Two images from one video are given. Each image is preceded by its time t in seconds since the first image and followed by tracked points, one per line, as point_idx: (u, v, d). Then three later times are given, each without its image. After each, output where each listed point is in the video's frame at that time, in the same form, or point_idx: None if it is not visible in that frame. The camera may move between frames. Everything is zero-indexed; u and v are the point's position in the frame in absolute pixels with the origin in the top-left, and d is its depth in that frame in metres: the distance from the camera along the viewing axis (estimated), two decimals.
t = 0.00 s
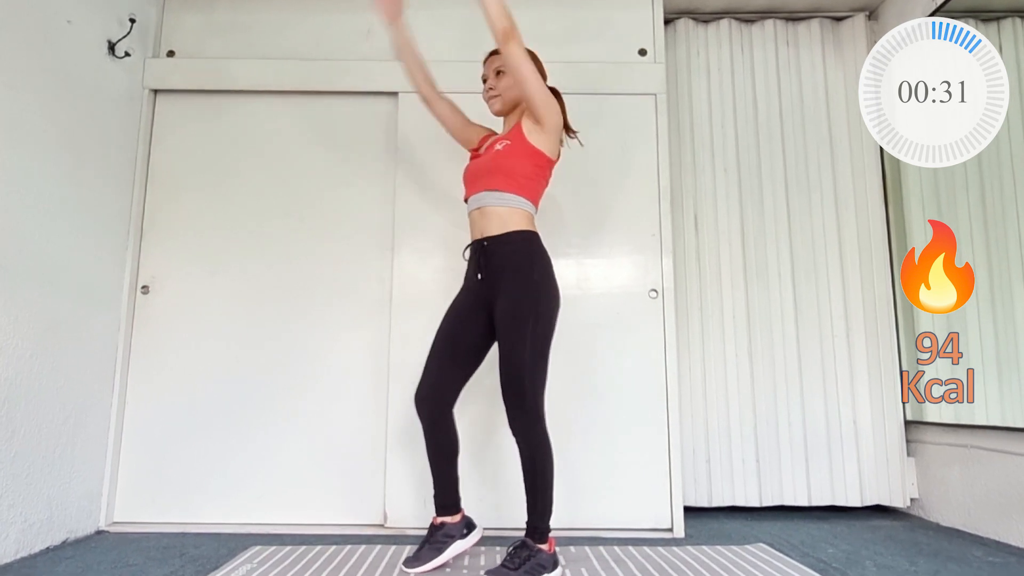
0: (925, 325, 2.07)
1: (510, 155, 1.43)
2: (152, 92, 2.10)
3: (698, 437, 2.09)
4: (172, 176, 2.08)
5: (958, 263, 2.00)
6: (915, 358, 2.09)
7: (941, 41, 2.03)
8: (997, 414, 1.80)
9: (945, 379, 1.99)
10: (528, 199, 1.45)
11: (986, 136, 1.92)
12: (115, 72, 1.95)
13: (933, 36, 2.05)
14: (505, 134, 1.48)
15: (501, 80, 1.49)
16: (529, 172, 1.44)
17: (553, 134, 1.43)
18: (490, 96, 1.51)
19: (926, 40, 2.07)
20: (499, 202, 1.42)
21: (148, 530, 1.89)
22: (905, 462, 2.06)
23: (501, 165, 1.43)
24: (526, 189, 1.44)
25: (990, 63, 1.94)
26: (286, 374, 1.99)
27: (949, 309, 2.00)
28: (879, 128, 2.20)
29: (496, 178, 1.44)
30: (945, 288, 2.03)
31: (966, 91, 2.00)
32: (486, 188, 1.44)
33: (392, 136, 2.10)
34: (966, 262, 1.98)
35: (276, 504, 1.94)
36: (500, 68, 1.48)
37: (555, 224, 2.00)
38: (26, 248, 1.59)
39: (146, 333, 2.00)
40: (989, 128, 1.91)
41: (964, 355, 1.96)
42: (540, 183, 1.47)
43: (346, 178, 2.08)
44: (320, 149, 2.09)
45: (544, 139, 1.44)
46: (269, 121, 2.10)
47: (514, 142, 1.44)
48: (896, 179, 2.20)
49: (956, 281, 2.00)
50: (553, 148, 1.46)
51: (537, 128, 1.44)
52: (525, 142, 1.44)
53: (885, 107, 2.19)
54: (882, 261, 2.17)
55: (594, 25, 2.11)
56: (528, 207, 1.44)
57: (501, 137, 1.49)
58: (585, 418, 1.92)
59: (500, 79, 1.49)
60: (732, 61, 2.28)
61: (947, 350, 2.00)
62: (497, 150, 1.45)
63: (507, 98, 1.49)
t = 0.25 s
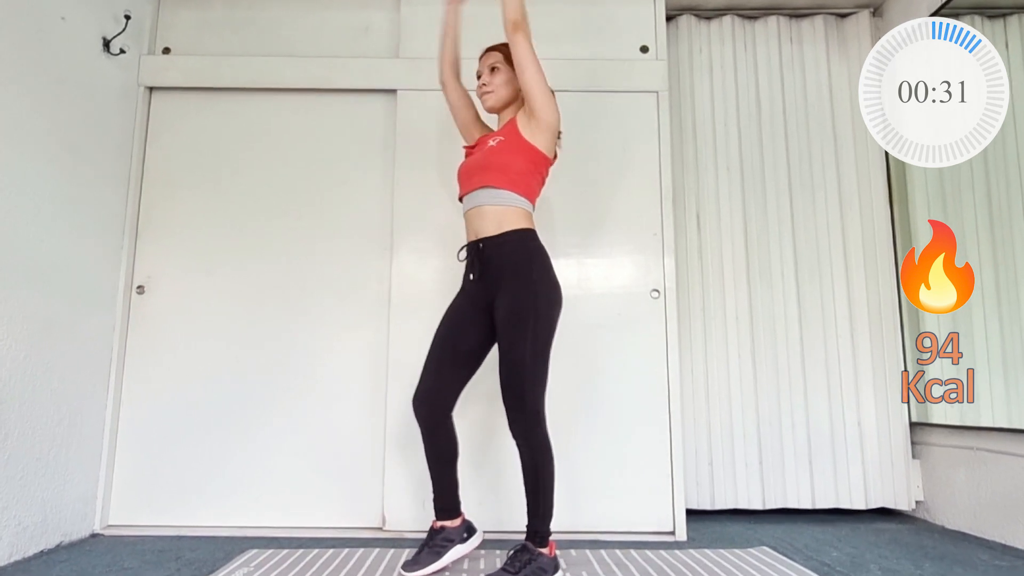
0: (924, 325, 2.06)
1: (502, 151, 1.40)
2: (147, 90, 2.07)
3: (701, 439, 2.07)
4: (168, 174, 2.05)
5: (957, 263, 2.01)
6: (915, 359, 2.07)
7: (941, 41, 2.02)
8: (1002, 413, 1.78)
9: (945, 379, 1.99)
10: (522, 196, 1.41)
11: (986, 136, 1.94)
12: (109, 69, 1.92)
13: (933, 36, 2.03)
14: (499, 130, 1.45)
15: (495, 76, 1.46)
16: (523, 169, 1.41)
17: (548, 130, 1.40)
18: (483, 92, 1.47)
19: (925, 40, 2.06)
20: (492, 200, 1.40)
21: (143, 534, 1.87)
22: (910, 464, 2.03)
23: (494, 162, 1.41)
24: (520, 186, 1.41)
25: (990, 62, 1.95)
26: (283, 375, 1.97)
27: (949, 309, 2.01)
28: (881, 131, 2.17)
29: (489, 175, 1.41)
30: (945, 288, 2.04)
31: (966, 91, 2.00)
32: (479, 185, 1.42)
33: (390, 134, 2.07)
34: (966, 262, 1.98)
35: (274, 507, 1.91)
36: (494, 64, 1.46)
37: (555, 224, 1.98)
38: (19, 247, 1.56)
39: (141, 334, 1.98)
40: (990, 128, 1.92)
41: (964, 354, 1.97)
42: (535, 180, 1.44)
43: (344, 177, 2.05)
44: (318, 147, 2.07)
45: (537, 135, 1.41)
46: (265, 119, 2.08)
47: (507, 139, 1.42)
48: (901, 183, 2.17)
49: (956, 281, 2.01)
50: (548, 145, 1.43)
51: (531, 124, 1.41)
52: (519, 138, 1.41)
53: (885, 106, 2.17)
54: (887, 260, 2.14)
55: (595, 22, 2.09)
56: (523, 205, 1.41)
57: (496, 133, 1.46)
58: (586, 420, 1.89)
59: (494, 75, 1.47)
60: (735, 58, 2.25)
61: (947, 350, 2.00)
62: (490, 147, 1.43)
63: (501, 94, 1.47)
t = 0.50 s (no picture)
0: (925, 325, 2.05)
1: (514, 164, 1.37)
2: (143, 87, 2.05)
3: (704, 441, 2.04)
4: (163, 173, 2.03)
5: (957, 263, 2.00)
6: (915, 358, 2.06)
7: (941, 41, 2.03)
8: (1009, 415, 1.75)
9: (946, 379, 1.99)
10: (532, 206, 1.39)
11: (985, 136, 1.92)
12: (104, 66, 1.90)
13: (933, 36, 2.04)
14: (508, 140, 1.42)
15: (503, 77, 1.44)
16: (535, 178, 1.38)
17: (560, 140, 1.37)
18: (490, 93, 1.44)
19: (925, 40, 2.07)
20: (503, 209, 1.38)
21: (139, 537, 1.84)
22: (915, 466, 2.01)
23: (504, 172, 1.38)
24: (530, 197, 1.39)
25: (990, 64, 1.94)
26: (280, 376, 1.94)
27: (949, 310, 2.00)
28: (882, 133, 2.16)
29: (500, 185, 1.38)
30: (945, 288, 2.02)
31: (965, 91, 2.00)
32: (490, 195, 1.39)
33: (389, 132, 2.05)
34: (966, 262, 1.98)
35: (271, 510, 1.89)
36: (500, 66, 1.43)
37: (556, 223, 1.95)
38: (12, 246, 1.54)
39: (136, 334, 1.95)
40: (989, 129, 1.91)
41: (964, 355, 1.97)
42: (546, 187, 1.42)
43: (342, 175, 2.03)
44: (315, 145, 2.04)
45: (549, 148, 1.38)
46: (262, 117, 2.05)
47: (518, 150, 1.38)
48: (907, 177, 2.15)
49: (956, 281, 2.00)
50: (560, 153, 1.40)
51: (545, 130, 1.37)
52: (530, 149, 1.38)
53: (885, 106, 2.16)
54: (892, 260, 2.12)
55: (597, 18, 2.06)
56: (534, 213, 1.39)
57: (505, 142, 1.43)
58: (587, 422, 1.86)
59: (501, 76, 1.44)
60: (738, 55, 2.23)
61: (947, 350, 2.00)
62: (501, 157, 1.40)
63: (509, 96, 1.44)
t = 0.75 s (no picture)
0: (922, 325, 2.04)
1: (517, 157, 1.36)
2: (137, 84, 2.02)
3: (707, 443, 2.01)
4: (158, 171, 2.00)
5: (957, 263, 2.00)
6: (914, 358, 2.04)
7: (941, 41, 2.04)
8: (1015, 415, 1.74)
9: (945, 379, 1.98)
10: (534, 201, 1.37)
11: (985, 136, 1.95)
12: (98, 63, 1.87)
13: (933, 36, 2.06)
14: (509, 134, 1.41)
15: (505, 73, 1.40)
16: (536, 173, 1.37)
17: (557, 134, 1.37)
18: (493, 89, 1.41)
19: (926, 40, 2.08)
20: (505, 204, 1.35)
21: (133, 541, 1.81)
22: (921, 469, 1.98)
23: (506, 166, 1.36)
24: (533, 190, 1.37)
25: (989, 62, 1.96)
26: (277, 377, 1.91)
27: (949, 310, 1.99)
28: (881, 133, 2.14)
29: (501, 180, 1.36)
30: (945, 288, 2.01)
31: (967, 91, 2.01)
32: (491, 191, 1.36)
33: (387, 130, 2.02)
34: (966, 262, 1.98)
35: (267, 513, 1.86)
36: (503, 62, 1.40)
37: (557, 222, 1.92)
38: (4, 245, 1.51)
39: (130, 335, 1.93)
40: (989, 129, 1.94)
41: (964, 354, 1.96)
42: (546, 184, 1.40)
43: (339, 173, 2.00)
44: (312, 143, 2.01)
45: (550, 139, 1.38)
46: (259, 114, 2.02)
47: (519, 143, 1.38)
48: (912, 178, 2.12)
49: (956, 281, 2.00)
50: (559, 148, 1.40)
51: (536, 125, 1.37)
52: (532, 142, 1.38)
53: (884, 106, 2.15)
54: (898, 260, 2.09)
55: (598, 14, 2.03)
56: (535, 209, 1.37)
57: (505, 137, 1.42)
58: (588, 425, 1.84)
59: (503, 72, 1.41)
60: (741, 52, 2.20)
61: (947, 350, 1.99)
62: (502, 151, 1.39)
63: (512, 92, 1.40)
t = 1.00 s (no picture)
0: (921, 326, 2.03)
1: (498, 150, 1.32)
2: (132, 81, 1.99)
3: (710, 445, 1.99)
4: (153, 169, 1.97)
5: (957, 263, 1.98)
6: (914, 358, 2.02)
7: (941, 41, 2.04)
8: None
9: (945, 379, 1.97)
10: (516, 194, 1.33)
11: (985, 136, 1.93)
12: (92, 59, 1.84)
13: (933, 36, 2.05)
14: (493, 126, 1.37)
15: (495, 72, 1.38)
16: (517, 166, 1.33)
17: (541, 124, 1.33)
18: (483, 89, 1.39)
19: (925, 40, 2.07)
20: (486, 199, 1.32)
21: (127, 545, 1.78)
22: (927, 472, 1.95)
23: (488, 159, 1.33)
24: (515, 184, 1.33)
25: (991, 63, 1.95)
26: (274, 378, 1.88)
27: (948, 310, 1.98)
28: (881, 132, 2.12)
29: (483, 172, 1.33)
30: (945, 288, 2.00)
31: (967, 91, 1.99)
32: (472, 183, 1.34)
33: (385, 127, 1.99)
34: (966, 262, 1.97)
35: (264, 516, 1.83)
36: (492, 60, 1.38)
37: (558, 220, 1.89)
38: None
39: (125, 335, 1.90)
40: (990, 128, 1.92)
41: (964, 354, 1.95)
42: (529, 179, 1.36)
43: (336, 171, 1.97)
44: (310, 140, 1.99)
45: (532, 130, 1.34)
46: (255, 111, 2.00)
47: (501, 135, 1.34)
48: (919, 176, 2.10)
49: (956, 281, 1.98)
50: (541, 140, 1.35)
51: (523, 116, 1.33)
52: (512, 134, 1.33)
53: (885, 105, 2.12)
54: (903, 259, 2.06)
55: (600, 10, 2.01)
56: (517, 204, 1.33)
57: (489, 129, 1.38)
58: (590, 426, 1.81)
59: (493, 71, 1.38)
60: (745, 49, 2.17)
61: (947, 350, 1.97)
62: (484, 144, 1.35)
63: (501, 92, 1.38)
